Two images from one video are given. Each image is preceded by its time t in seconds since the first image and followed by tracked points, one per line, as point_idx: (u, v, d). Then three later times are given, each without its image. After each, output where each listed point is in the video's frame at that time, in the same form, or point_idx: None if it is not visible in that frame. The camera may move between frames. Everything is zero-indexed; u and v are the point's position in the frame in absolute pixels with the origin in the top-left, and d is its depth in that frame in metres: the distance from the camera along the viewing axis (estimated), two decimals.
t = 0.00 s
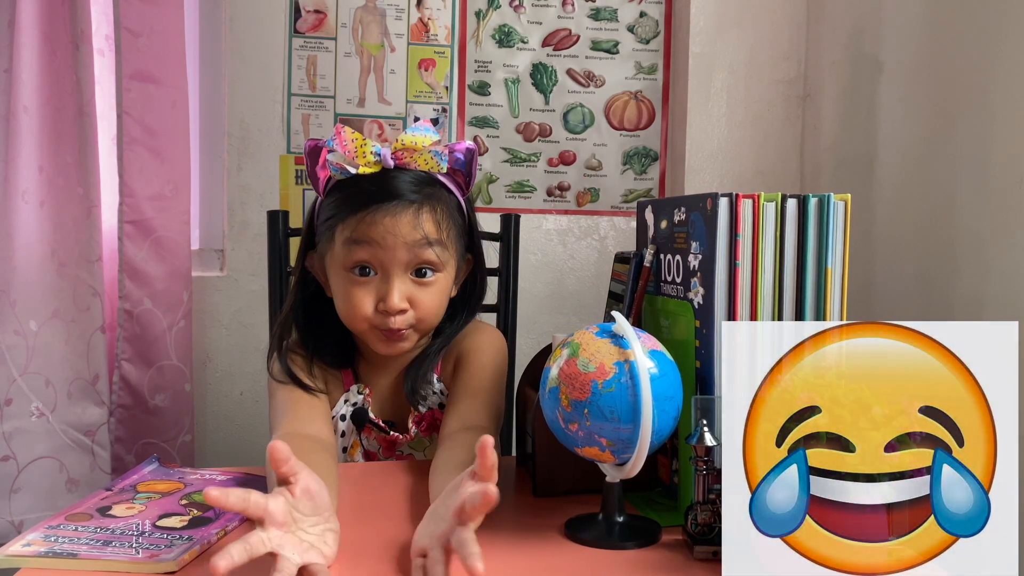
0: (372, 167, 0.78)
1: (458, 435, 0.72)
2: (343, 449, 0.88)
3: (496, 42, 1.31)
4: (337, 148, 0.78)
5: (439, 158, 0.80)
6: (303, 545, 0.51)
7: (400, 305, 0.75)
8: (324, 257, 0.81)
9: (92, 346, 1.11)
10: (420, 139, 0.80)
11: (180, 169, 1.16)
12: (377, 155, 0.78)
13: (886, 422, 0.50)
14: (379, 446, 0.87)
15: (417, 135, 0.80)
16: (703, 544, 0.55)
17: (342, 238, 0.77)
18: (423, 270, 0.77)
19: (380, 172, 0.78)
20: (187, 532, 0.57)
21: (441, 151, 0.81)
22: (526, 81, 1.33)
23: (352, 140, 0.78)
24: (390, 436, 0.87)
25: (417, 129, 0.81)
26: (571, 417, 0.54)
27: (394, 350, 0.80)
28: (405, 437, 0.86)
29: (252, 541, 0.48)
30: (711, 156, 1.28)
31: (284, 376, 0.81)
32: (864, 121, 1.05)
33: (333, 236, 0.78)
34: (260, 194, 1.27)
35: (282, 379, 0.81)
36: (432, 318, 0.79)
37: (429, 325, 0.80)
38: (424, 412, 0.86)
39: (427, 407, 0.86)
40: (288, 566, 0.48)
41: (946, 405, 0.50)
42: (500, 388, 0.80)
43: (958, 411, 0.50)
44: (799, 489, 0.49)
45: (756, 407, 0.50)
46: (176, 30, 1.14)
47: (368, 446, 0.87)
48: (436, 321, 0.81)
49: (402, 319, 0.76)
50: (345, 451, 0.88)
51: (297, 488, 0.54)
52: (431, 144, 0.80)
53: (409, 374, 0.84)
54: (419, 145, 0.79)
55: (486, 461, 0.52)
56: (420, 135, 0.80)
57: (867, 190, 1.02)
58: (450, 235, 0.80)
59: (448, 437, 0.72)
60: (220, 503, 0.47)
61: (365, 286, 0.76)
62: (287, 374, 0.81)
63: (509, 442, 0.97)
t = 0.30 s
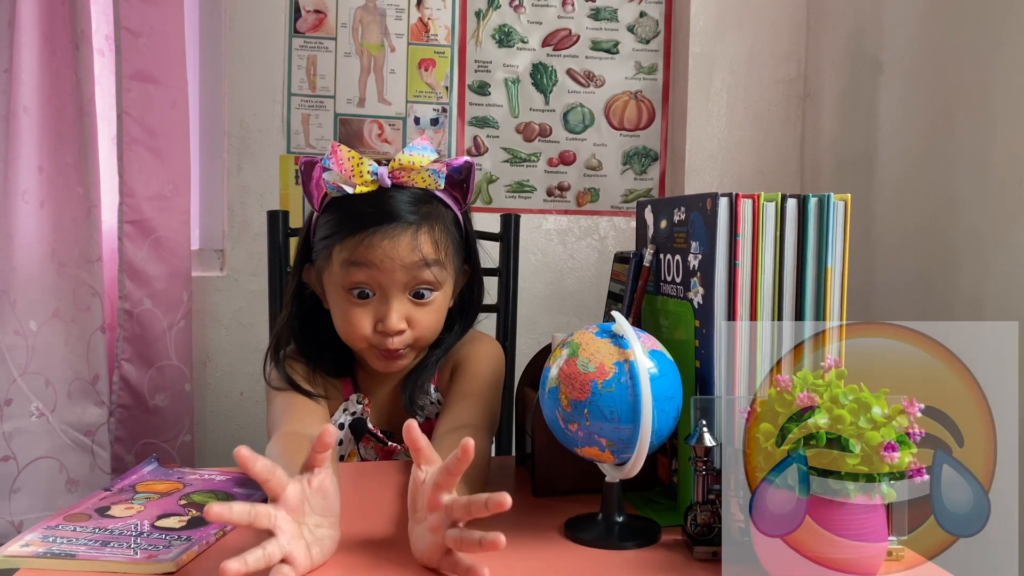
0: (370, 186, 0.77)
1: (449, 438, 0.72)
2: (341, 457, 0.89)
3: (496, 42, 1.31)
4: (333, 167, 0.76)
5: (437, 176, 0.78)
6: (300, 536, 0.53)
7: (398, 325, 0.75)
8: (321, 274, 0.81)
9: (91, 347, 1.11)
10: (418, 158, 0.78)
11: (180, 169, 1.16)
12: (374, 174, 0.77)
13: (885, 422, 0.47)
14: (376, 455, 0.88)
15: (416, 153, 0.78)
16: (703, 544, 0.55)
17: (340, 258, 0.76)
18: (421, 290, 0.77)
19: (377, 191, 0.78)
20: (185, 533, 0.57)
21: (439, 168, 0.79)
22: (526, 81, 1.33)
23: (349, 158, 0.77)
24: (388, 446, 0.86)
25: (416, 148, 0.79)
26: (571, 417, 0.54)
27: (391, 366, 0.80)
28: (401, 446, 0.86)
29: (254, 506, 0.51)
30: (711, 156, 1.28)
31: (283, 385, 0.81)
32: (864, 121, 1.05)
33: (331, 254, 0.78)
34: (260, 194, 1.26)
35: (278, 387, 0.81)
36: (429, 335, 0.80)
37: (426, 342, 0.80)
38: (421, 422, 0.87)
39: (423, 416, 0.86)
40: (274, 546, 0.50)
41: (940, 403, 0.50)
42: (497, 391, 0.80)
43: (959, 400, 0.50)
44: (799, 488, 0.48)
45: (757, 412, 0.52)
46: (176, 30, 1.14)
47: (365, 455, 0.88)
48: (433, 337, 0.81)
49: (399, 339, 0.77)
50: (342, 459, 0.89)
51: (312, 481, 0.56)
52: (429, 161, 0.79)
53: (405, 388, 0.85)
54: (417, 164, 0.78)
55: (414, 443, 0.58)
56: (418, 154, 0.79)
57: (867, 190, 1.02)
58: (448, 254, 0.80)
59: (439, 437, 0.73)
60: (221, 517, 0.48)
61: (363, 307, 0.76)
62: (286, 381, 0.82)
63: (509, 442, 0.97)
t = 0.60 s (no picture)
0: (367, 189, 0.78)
1: (450, 437, 0.72)
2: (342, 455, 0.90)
3: (496, 42, 1.31)
4: (330, 171, 0.77)
5: (433, 178, 0.80)
6: (330, 530, 0.53)
7: (397, 327, 0.75)
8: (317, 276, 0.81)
9: (92, 346, 1.11)
10: (413, 162, 0.79)
11: (180, 169, 1.16)
12: (369, 178, 0.78)
13: (886, 422, 0.47)
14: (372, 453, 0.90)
15: (411, 157, 0.79)
16: (704, 545, 0.55)
17: (337, 261, 0.76)
18: (418, 292, 0.77)
19: (374, 195, 0.78)
20: (186, 533, 0.57)
21: (435, 171, 0.80)
22: (526, 81, 1.33)
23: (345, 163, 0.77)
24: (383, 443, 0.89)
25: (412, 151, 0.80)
26: (571, 418, 0.54)
27: (389, 367, 0.80)
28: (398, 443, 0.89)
29: (315, 486, 0.52)
30: (711, 156, 1.28)
31: (279, 386, 0.80)
32: (864, 121, 1.05)
33: (327, 257, 0.78)
34: (260, 194, 1.26)
35: (274, 388, 0.80)
36: (426, 336, 0.80)
37: (423, 342, 0.81)
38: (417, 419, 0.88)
39: (422, 412, 0.87)
40: (308, 529, 0.51)
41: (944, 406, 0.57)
42: (495, 390, 0.80)
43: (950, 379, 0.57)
44: (799, 488, 0.47)
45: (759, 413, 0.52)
46: (176, 30, 1.14)
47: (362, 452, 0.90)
48: (431, 337, 0.81)
49: (397, 340, 0.77)
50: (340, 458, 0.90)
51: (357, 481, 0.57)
52: (425, 164, 0.80)
53: (403, 381, 0.84)
54: (414, 168, 0.79)
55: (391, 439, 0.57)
56: (414, 157, 0.79)
57: (866, 190, 1.02)
58: (444, 255, 0.80)
59: (440, 437, 0.73)
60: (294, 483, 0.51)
61: (361, 310, 0.75)
62: (282, 382, 0.81)
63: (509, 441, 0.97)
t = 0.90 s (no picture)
0: (358, 193, 0.77)
1: (451, 436, 0.72)
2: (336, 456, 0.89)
3: (496, 42, 1.31)
4: (320, 177, 0.76)
5: (424, 181, 0.79)
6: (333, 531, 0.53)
7: (392, 330, 0.75)
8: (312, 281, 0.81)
9: (91, 346, 1.11)
10: (404, 165, 0.78)
11: (180, 169, 1.16)
12: (361, 181, 0.77)
13: (886, 423, 0.47)
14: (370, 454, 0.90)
15: (402, 160, 0.78)
16: (704, 545, 0.55)
17: (331, 266, 0.76)
18: (412, 294, 0.77)
19: (365, 199, 0.77)
20: (184, 533, 0.57)
21: (427, 173, 0.80)
22: (526, 81, 1.33)
23: (335, 168, 0.76)
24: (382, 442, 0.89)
25: (403, 153, 0.78)
26: (571, 418, 0.54)
27: (385, 369, 0.80)
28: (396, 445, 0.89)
29: (322, 488, 0.52)
30: (711, 156, 1.28)
31: (274, 389, 0.80)
32: (864, 121, 1.04)
33: (321, 262, 0.78)
34: (260, 194, 1.26)
35: (270, 392, 0.80)
36: (421, 338, 0.80)
37: (419, 344, 0.81)
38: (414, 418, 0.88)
39: (417, 412, 0.88)
40: (313, 531, 0.51)
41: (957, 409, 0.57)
42: (494, 389, 0.80)
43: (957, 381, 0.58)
44: (800, 490, 0.47)
45: (759, 413, 0.52)
46: (177, 30, 1.14)
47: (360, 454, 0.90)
48: (428, 338, 0.81)
49: (393, 343, 0.77)
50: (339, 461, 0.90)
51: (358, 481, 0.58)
52: (417, 167, 0.79)
53: (398, 381, 0.84)
54: (405, 171, 0.78)
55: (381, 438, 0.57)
56: (405, 160, 0.78)
57: (866, 190, 1.02)
58: (438, 256, 0.80)
59: (442, 437, 0.73)
60: (298, 483, 0.50)
61: (356, 314, 0.76)
62: (279, 386, 0.81)
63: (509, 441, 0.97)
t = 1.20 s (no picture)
0: (360, 191, 0.77)
1: (454, 437, 0.72)
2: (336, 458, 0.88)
3: (496, 42, 1.31)
4: (324, 174, 0.76)
5: (427, 179, 0.80)
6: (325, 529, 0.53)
7: (393, 328, 0.75)
8: (315, 279, 0.81)
9: (91, 346, 1.11)
10: (407, 163, 0.79)
11: (180, 169, 1.16)
12: (363, 179, 0.77)
13: (886, 423, 0.47)
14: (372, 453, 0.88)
15: (405, 158, 0.79)
16: (703, 545, 0.55)
17: (333, 263, 0.76)
18: (414, 291, 0.77)
19: (368, 197, 0.77)
20: (184, 533, 0.57)
21: (429, 171, 0.80)
22: (526, 81, 1.33)
23: (339, 165, 0.76)
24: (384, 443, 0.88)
25: (405, 152, 0.79)
26: (571, 418, 0.54)
27: (387, 367, 0.80)
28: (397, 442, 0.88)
29: (303, 487, 0.53)
30: (711, 156, 1.28)
31: (276, 388, 0.80)
32: (864, 121, 1.04)
33: (323, 260, 0.78)
34: (260, 194, 1.26)
35: (271, 391, 0.80)
36: (423, 335, 0.80)
37: (421, 341, 0.81)
38: (415, 416, 0.88)
39: (420, 410, 0.87)
40: (306, 532, 0.51)
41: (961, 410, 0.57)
42: (496, 389, 0.80)
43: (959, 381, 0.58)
44: (800, 490, 0.47)
45: (759, 413, 0.52)
46: (177, 30, 1.14)
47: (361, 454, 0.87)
48: (430, 336, 0.81)
49: (394, 341, 0.77)
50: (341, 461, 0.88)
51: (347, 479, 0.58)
52: (418, 165, 0.80)
53: (400, 380, 0.84)
54: (407, 169, 0.79)
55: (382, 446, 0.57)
56: (408, 158, 0.79)
57: (866, 190, 1.02)
58: (440, 254, 0.80)
59: (444, 436, 0.72)
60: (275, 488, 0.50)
61: (358, 311, 0.75)
62: (280, 386, 0.80)
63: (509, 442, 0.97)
